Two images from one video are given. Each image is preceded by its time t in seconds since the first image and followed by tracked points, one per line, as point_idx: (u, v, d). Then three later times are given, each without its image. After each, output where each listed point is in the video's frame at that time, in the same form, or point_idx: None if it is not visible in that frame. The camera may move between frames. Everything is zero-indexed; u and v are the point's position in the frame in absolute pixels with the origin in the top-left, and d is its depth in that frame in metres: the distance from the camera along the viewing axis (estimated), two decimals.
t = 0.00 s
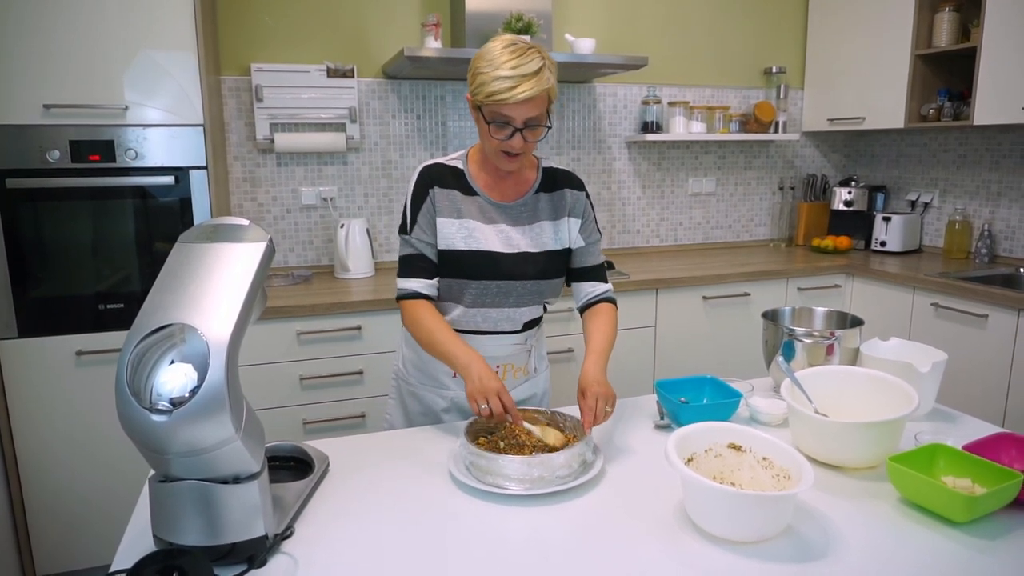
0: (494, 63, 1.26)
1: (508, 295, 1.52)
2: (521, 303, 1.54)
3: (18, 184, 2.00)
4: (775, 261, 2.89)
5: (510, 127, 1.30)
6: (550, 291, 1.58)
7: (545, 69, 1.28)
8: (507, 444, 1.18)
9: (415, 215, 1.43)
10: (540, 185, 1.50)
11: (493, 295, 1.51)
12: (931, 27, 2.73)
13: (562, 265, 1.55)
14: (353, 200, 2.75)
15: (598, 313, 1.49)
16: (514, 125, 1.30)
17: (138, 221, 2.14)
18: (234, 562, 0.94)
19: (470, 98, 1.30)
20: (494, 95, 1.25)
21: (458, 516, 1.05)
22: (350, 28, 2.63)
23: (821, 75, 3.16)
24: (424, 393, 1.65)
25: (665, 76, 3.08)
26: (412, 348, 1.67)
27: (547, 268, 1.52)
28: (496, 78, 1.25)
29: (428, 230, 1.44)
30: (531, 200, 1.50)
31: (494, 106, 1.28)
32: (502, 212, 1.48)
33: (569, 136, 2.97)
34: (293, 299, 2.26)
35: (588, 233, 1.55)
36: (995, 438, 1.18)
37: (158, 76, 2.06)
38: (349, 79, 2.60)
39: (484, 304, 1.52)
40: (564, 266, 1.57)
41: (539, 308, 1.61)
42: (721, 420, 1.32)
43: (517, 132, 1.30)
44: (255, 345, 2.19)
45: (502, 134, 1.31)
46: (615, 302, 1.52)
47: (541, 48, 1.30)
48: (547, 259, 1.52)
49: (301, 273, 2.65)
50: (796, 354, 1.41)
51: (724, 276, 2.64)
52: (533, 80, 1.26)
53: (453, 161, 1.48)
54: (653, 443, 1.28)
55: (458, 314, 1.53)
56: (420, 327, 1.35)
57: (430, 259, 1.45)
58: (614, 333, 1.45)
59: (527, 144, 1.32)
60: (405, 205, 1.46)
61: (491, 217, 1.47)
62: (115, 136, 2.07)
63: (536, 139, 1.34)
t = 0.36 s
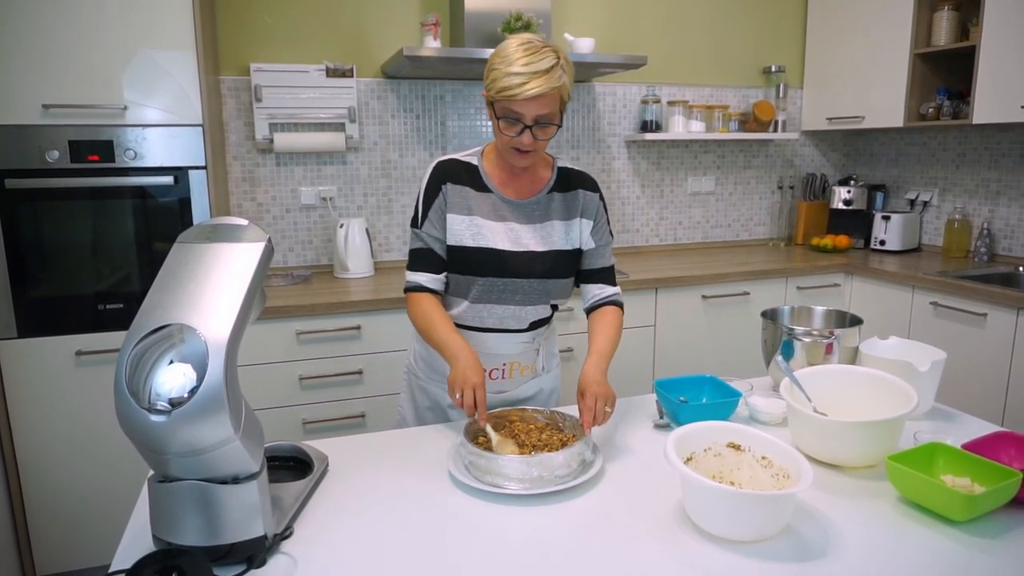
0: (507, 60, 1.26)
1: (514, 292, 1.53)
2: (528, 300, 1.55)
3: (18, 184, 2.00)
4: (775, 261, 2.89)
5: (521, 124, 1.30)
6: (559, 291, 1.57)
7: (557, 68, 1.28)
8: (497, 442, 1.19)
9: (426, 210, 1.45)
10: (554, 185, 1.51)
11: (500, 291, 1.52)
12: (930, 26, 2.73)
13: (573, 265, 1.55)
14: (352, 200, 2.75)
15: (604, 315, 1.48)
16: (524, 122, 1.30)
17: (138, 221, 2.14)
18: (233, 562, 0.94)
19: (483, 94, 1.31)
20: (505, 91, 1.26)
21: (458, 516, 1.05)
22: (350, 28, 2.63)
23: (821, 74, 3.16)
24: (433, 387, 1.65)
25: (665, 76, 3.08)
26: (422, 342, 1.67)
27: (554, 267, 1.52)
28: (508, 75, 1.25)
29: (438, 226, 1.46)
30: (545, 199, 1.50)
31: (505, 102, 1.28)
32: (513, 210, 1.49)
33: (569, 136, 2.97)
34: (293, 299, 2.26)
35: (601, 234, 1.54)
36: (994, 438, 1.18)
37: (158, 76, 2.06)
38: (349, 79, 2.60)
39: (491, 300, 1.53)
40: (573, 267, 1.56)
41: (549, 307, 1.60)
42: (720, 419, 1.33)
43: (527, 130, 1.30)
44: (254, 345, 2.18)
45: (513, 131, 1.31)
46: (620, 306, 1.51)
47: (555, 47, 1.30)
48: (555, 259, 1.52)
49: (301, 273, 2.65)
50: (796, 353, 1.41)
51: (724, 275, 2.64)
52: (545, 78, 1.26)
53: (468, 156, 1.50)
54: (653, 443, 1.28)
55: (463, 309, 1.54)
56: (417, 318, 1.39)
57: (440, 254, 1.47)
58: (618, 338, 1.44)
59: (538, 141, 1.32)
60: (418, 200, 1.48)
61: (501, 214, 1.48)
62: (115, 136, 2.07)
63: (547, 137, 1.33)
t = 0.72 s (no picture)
0: (514, 57, 1.27)
1: (524, 286, 1.54)
2: (538, 294, 1.56)
3: (19, 184, 2.00)
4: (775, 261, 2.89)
5: (528, 121, 1.31)
6: (568, 285, 1.56)
7: (563, 62, 1.27)
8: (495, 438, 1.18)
9: (444, 204, 1.51)
10: (570, 180, 1.50)
11: (510, 284, 1.54)
12: (931, 26, 2.72)
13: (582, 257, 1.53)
14: (353, 200, 2.75)
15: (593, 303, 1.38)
16: (532, 118, 1.31)
17: (138, 220, 2.14)
18: (233, 562, 0.93)
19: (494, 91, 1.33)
20: (511, 88, 1.27)
21: (458, 515, 1.04)
22: (350, 27, 2.63)
23: (821, 74, 3.16)
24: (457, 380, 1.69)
25: (665, 76, 3.08)
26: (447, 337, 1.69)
27: (563, 262, 1.52)
28: (514, 72, 1.26)
29: (455, 220, 1.51)
30: (558, 194, 1.50)
31: (512, 99, 1.29)
32: (529, 204, 1.50)
33: (569, 135, 2.97)
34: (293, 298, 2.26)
35: (607, 224, 1.49)
36: (994, 437, 1.18)
37: (158, 76, 2.06)
38: (349, 78, 2.60)
39: (501, 293, 1.55)
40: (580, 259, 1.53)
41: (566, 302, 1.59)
42: (721, 418, 1.32)
43: (533, 126, 1.31)
44: (254, 345, 2.18)
45: (520, 127, 1.32)
46: (613, 296, 1.41)
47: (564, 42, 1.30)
48: (565, 253, 1.52)
49: (301, 273, 2.65)
50: (796, 353, 1.41)
51: (724, 275, 2.64)
52: (549, 73, 1.25)
53: (487, 153, 1.53)
54: (653, 443, 1.28)
55: (479, 303, 1.57)
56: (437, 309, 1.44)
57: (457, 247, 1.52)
58: (601, 327, 1.35)
59: (545, 137, 1.32)
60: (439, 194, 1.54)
61: (514, 208, 1.50)
62: (115, 136, 2.07)
63: (556, 132, 1.33)
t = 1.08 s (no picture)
0: (505, 64, 1.27)
1: (520, 289, 1.55)
2: (534, 298, 1.56)
3: (19, 184, 2.00)
4: (775, 261, 2.89)
5: (520, 127, 1.31)
6: (565, 292, 1.56)
7: (553, 66, 1.27)
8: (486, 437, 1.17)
9: (450, 207, 1.54)
10: (569, 186, 1.49)
11: (506, 287, 1.56)
12: (931, 26, 2.72)
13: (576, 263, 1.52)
14: (353, 200, 2.75)
15: (589, 320, 1.33)
16: (523, 124, 1.30)
17: (138, 220, 2.14)
18: (233, 562, 0.93)
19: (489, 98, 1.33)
20: (501, 94, 1.27)
21: (458, 515, 1.04)
22: (350, 28, 2.63)
23: (821, 74, 3.16)
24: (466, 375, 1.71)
25: (666, 76, 3.08)
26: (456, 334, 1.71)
27: (558, 268, 1.52)
28: (504, 78, 1.26)
29: (459, 223, 1.53)
30: (556, 200, 1.49)
31: (503, 106, 1.29)
32: (527, 211, 1.50)
33: (569, 135, 2.97)
34: (294, 298, 2.26)
35: (606, 230, 1.46)
36: (994, 438, 1.18)
37: (158, 76, 2.06)
38: (348, 78, 2.60)
39: (497, 295, 1.57)
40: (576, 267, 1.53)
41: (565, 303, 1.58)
42: (721, 418, 1.32)
43: (525, 131, 1.30)
44: (254, 345, 2.18)
45: (513, 134, 1.32)
46: (608, 308, 1.36)
47: (556, 48, 1.30)
48: (560, 261, 1.51)
49: (301, 273, 2.65)
50: (796, 353, 1.41)
51: (724, 275, 2.64)
52: (538, 77, 1.25)
53: (491, 157, 1.53)
54: (653, 443, 1.28)
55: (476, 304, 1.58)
56: (447, 312, 1.45)
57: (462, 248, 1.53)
58: (595, 346, 1.30)
59: (537, 143, 1.32)
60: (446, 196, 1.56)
61: (512, 213, 1.50)
62: (115, 136, 2.07)
63: (550, 138, 1.33)
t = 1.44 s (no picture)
0: (516, 66, 1.27)
1: (524, 289, 1.55)
2: (539, 299, 1.56)
3: (19, 184, 2.00)
4: (775, 260, 2.89)
5: (531, 129, 1.31)
6: (571, 292, 1.57)
7: (565, 69, 1.27)
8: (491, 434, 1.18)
9: (455, 205, 1.53)
10: (577, 187, 1.49)
11: (511, 288, 1.56)
12: (931, 25, 2.72)
13: (583, 266, 1.53)
14: (353, 200, 2.75)
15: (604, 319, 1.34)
16: (534, 125, 1.31)
17: (138, 220, 2.14)
18: (234, 562, 0.94)
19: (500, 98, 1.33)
20: (513, 96, 1.27)
21: (459, 515, 1.05)
22: (350, 28, 2.63)
23: (821, 74, 3.16)
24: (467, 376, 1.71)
25: (666, 76, 3.08)
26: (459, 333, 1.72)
27: (564, 270, 1.52)
28: (516, 80, 1.26)
29: (465, 222, 1.53)
30: (564, 201, 1.49)
31: (515, 108, 1.29)
32: (535, 212, 1.49)
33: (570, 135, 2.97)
34: (294, 299, 2.26)
35: (615, 232, 1.47)
36: (994, 437, 1.18)
37: (158, 76, 2.06)
38: (349, 79, 2.60)
39: (502, 295, 1.57)
40: (583, 269, 1.54)
41: (568, 304, 1.59)
42: (721, 418, 1.33)
43: (536, 133, 1.31)
44: (254, 345, 2.18)
45: (524, 135, 1.32)
46: (618, 309, 1.36)
47: (566, 49, 1.30)
48: (567, 263, 1.52)
49: (301, 273, 2.65)
50: (796, 353, 1.41)
51: (724, 275, 2.64)
52: (550, 80, 1.25)
53: (497, 157, 1.54)
54: (653, 443, 1.28)
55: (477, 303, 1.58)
56: (446, 309, 1.46)
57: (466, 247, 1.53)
58: (606, 345, 1.31)
59: (548, 144, 1.32)
60: (451, 195, 1.56)
61: (519, 213, 1.50)
62: (115, 136, 2.07)
63: (560, 140, 1.33)
